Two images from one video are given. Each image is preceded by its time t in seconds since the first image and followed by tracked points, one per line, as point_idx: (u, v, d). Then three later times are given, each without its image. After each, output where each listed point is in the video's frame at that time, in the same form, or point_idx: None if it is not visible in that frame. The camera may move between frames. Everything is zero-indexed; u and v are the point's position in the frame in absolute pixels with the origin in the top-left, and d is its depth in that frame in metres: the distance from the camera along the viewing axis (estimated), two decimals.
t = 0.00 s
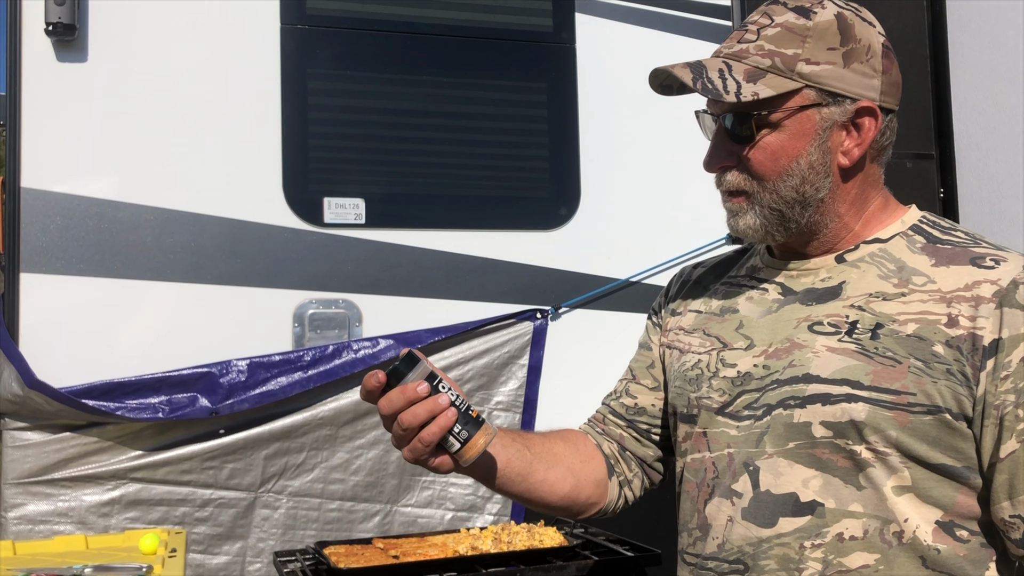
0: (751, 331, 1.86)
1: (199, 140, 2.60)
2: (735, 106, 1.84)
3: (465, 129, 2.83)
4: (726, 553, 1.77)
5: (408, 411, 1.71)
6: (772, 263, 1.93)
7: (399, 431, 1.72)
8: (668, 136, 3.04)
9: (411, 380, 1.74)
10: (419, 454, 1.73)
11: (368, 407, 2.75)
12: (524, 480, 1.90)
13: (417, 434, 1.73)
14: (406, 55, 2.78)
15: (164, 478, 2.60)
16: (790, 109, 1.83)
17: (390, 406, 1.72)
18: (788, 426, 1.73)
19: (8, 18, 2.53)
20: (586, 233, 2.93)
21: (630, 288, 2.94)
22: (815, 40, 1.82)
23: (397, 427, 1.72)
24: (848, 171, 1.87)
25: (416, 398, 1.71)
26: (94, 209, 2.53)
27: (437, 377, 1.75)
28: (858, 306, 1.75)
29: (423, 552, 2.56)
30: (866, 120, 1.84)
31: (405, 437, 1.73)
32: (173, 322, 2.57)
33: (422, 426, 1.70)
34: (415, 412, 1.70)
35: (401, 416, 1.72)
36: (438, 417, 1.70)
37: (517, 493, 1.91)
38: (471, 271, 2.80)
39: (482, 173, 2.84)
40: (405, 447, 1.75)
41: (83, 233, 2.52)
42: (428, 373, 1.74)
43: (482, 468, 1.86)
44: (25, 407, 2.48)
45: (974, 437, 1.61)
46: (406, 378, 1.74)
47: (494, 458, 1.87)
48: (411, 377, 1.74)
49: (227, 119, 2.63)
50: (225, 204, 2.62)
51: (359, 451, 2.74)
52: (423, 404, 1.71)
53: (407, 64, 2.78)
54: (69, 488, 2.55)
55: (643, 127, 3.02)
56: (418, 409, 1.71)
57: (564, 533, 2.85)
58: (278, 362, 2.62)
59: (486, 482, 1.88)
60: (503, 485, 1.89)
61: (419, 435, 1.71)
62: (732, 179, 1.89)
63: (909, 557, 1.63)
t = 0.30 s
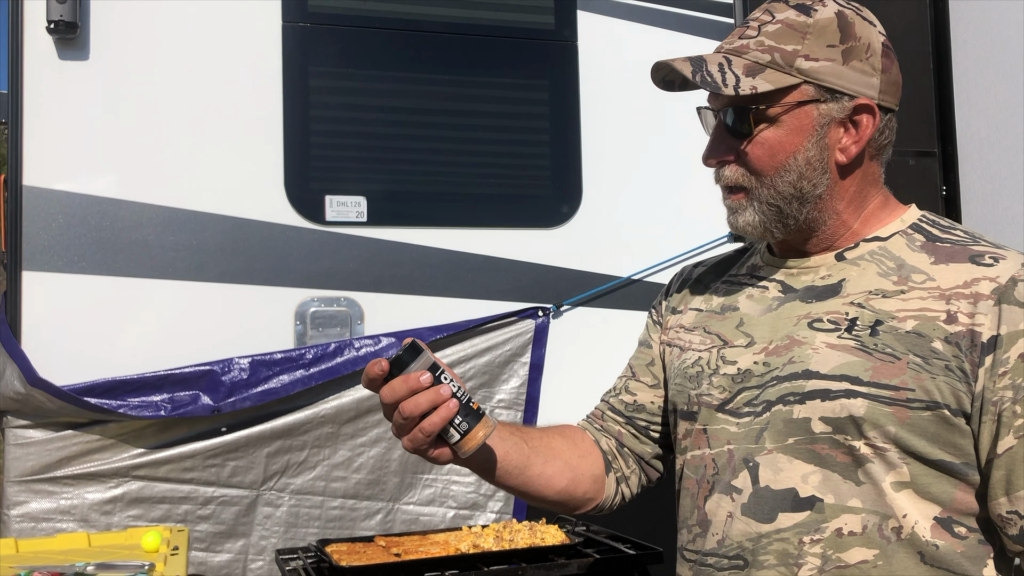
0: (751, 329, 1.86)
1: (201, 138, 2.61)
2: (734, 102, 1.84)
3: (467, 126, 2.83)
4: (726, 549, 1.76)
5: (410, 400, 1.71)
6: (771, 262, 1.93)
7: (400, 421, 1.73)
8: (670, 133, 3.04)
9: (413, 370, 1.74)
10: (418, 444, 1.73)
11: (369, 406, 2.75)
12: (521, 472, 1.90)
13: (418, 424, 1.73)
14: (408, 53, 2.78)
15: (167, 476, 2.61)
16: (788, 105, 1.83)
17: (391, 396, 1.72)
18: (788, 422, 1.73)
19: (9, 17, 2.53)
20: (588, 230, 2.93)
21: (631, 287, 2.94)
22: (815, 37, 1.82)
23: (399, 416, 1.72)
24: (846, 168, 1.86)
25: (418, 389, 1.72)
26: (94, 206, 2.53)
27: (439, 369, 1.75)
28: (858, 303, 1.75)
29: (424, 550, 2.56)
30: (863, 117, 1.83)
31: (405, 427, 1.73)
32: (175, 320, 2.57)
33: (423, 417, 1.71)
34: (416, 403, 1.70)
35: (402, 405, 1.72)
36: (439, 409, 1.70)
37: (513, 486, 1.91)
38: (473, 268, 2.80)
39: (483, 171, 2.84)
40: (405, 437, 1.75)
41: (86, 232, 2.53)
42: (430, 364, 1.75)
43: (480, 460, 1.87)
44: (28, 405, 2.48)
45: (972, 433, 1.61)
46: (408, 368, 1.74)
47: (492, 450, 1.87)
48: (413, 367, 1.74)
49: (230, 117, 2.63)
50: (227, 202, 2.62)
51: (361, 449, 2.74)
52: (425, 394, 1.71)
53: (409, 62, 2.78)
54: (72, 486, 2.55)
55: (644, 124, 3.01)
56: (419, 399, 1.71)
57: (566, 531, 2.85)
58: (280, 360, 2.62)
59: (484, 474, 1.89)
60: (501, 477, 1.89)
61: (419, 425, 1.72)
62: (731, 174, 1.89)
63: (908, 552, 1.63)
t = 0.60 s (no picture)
0: (748, 329, 1.85)
1: (200, 137, 2.61)
2: (729, 102, 1.85)
3: (466, 126, 2.83)
4: (722, 547, 1.76)
5: (409, 396, 1.71)
6: (768, 262, 1.93)
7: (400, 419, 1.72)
8: (669, 133, 3.04)
9: (412, 366, 1.73)
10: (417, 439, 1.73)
11: (367, 405, 2.75)
12: (518, 469, 1.91)
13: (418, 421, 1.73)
14: (407, 52, 2.78)
15: (165, 475, 2.61)
16: (783, 105, 1.83)
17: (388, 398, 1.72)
18: (783, 422, 1.73)
19: (9, 16, 2.53)
20: (587, 230, 2.93)
21: (630, 286, 2.94)
22: (809, 38, 1.82)
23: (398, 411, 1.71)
24: (841, 168, 1.86)
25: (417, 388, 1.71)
26: (93, 205, 2.53)
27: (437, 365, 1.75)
28: (853, 303, 1.75)
29: (422, 549, 2.56)
30: (858, 117, 1.83)
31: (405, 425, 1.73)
32: (174, 319, 2.57)
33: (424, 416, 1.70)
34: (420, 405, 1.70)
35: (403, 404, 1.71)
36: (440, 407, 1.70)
37: (510, 483, 1.91)
38: (472, 268, 2.80)
39: (482, 170, 2.84)
40: (403, 432, 1.75)
41: (88, 232, 2.53)
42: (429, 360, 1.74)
43: (478, 457, 1.87)
44: (26, 404, 2.48)
45: (966, 432, 1.61)
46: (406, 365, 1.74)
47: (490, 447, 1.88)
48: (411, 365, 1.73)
49: (229, 117, 2.63)
50: (226, 201, 2.62)
51: (360, 449, 2.74)
52: (424, 389, 1.71)
53: (407, 62, 2.78)
54: (70, 485, 2.55)
55: (644, 123, 3.02)
56: (418, 395, 1.70)
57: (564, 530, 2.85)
58: (278, 359, 2.62)
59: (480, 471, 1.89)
60: (497, 474, 1.89)
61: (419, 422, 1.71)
62: (726, 173, 1.89)
63: (902, 550, 1.63)
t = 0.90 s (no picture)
0: (742, 331, 1.86)
1: (195, 137, 2.60)
2: (725, 109, 1.85)
3: (461, 126, 2.83)
4: (716, 548, 1.77)
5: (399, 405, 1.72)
6: (762, 263, 1.93)
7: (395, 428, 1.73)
8: (664, 134, 3.05)
9: (402, 372, 1.73)
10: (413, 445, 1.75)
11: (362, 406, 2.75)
12: (517, 469, 1.91)
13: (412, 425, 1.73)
14: (402, 53, 2.78)
15: (159, 476, 2.60)
16: (778, 111, 1.83)
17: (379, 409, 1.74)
18: (778, 423, 1.73)
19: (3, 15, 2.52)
20: (582, 231, 2.93)
21: (625, 287, 2.95)
22: (803, 44, 1.83)
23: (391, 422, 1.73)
24: (836, 173, 1.87)
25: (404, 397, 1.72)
26: (87, 205, 2.52)
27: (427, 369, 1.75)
28: (847, 305, 1.76)
29: (416, 550, 2.56)
30: (853, 122, 1.84)
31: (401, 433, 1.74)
32: (168, 319, 2.56)
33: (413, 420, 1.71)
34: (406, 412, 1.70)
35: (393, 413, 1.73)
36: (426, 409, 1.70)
37: (509, 483, 1.91)
38: (467, 268, 2.80)
39: (477, 171, 2.84)
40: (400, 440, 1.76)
41: (82, 232, 2.52)
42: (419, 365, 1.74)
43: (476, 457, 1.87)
44: (20, 404, 2.47)
45: (960, 432, 1.62)
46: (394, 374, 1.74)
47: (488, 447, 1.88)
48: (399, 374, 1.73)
49: (223, 117, 2.63)
50: (220, 201, 2.62)
51: (354, 450, 2.74)
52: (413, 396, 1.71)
53: (402, 62, 2.78)
54: (64, 486, 2.54)
55: (639, 124, 3.02)
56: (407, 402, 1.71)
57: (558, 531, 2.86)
58: (272, 359, 2.61)
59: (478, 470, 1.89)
60: (495, 473, 1.89)
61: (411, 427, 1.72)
62: (723, 179, 1.89)
63: (896, 551, 1.63)
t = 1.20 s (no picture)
0: (737, 329, 1.86)
1: (189, 136, 2.60)
2: (727, 112, 1.85)
3: (456, 126, 2.83)
4: (710, 547, 1.77)
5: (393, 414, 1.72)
6: (756, 262, 1.94)
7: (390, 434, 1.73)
8: (660, 134, 3.05)
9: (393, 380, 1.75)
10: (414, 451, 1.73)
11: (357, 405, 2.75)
12: (523, 471, 1.90)
13: (411, 431, 1.74)
14: (397, 52, 2.78)
15: (154, 476, 2.59)
16: (782, 115, 1.83)
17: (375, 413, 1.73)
18: (774, 421, 1.73)
19: None
20: (577, 230, 2.93)
21: (621, 287, 2.95)
22: (808, 47, 1.83)
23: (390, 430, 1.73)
24: (836, 176, 1.87)
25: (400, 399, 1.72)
26: (80, 205, 2.52)
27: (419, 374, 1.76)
28: (842, 303, 1.76)
29: (411, 550, 2.56)
30: (855, 127, 1.84)
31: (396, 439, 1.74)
32: (163, 319, 2.56)
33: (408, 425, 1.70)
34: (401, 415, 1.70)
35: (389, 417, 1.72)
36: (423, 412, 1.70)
37: (513, 484, 1.90)
38: (462, 268, 2.80)
39: (472, 171, 2.84)
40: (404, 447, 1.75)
41: (76, 232, 2.52)
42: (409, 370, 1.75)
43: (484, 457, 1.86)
44: (14, 403, 2.46)
45: (955, 431, 1.63)
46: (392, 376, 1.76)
47: (492, 446, 1.87)
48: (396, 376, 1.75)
49: (218, 116, 2.62)
50: (215, 200, 2.61)
51: (349, 449, 2.73)
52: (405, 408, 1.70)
53: (398, 61, 2.78)
54: (58, 485, 2.54)
55: (634, 123, 3.03)
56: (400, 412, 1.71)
57: (553, 530, 2.86)
58: (267, 359, 2.61)
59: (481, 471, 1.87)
60: (500, 474, 1.88)
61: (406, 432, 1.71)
62: (725, 181, 1.90)
63: (892, 549, 1.64)
